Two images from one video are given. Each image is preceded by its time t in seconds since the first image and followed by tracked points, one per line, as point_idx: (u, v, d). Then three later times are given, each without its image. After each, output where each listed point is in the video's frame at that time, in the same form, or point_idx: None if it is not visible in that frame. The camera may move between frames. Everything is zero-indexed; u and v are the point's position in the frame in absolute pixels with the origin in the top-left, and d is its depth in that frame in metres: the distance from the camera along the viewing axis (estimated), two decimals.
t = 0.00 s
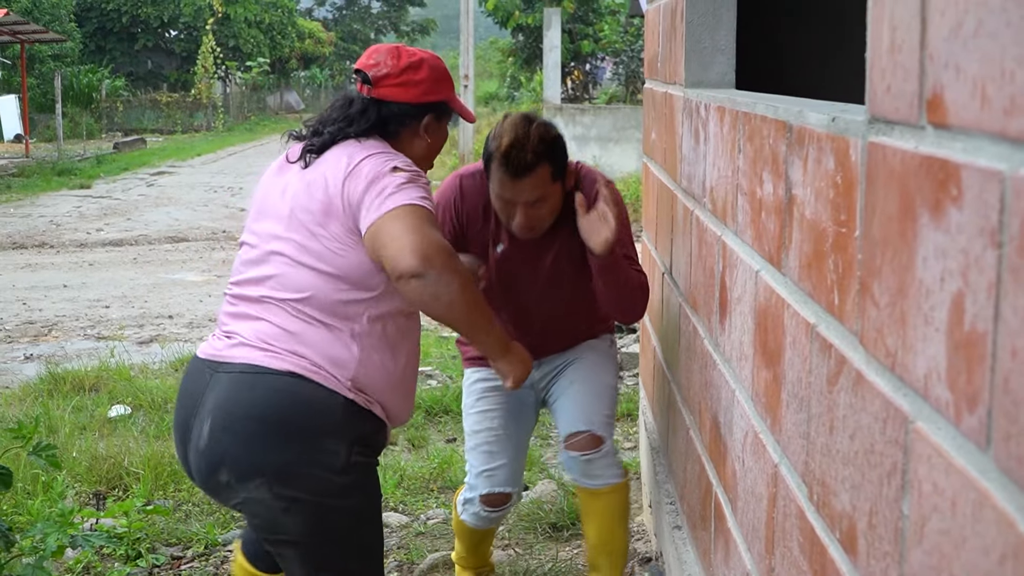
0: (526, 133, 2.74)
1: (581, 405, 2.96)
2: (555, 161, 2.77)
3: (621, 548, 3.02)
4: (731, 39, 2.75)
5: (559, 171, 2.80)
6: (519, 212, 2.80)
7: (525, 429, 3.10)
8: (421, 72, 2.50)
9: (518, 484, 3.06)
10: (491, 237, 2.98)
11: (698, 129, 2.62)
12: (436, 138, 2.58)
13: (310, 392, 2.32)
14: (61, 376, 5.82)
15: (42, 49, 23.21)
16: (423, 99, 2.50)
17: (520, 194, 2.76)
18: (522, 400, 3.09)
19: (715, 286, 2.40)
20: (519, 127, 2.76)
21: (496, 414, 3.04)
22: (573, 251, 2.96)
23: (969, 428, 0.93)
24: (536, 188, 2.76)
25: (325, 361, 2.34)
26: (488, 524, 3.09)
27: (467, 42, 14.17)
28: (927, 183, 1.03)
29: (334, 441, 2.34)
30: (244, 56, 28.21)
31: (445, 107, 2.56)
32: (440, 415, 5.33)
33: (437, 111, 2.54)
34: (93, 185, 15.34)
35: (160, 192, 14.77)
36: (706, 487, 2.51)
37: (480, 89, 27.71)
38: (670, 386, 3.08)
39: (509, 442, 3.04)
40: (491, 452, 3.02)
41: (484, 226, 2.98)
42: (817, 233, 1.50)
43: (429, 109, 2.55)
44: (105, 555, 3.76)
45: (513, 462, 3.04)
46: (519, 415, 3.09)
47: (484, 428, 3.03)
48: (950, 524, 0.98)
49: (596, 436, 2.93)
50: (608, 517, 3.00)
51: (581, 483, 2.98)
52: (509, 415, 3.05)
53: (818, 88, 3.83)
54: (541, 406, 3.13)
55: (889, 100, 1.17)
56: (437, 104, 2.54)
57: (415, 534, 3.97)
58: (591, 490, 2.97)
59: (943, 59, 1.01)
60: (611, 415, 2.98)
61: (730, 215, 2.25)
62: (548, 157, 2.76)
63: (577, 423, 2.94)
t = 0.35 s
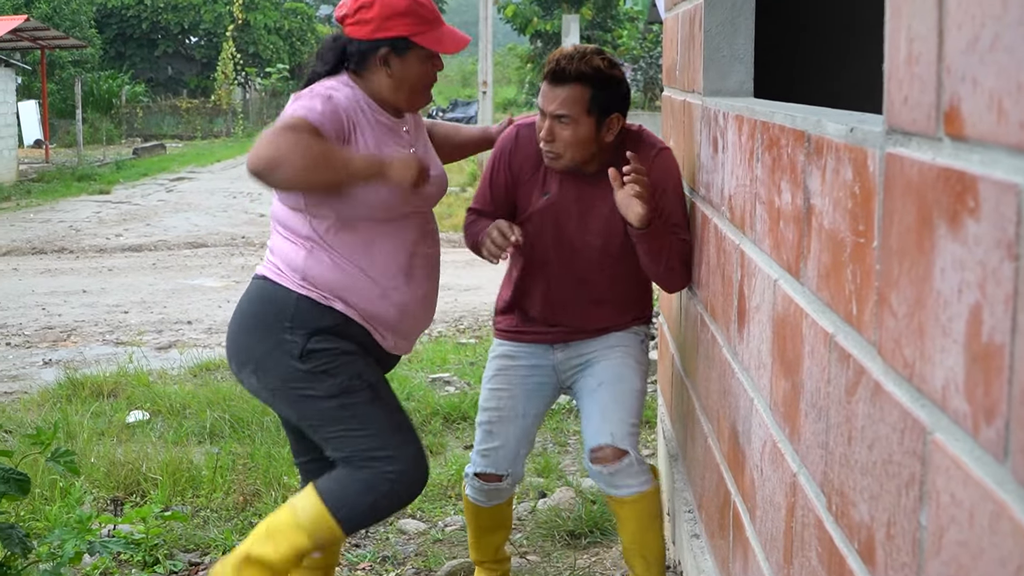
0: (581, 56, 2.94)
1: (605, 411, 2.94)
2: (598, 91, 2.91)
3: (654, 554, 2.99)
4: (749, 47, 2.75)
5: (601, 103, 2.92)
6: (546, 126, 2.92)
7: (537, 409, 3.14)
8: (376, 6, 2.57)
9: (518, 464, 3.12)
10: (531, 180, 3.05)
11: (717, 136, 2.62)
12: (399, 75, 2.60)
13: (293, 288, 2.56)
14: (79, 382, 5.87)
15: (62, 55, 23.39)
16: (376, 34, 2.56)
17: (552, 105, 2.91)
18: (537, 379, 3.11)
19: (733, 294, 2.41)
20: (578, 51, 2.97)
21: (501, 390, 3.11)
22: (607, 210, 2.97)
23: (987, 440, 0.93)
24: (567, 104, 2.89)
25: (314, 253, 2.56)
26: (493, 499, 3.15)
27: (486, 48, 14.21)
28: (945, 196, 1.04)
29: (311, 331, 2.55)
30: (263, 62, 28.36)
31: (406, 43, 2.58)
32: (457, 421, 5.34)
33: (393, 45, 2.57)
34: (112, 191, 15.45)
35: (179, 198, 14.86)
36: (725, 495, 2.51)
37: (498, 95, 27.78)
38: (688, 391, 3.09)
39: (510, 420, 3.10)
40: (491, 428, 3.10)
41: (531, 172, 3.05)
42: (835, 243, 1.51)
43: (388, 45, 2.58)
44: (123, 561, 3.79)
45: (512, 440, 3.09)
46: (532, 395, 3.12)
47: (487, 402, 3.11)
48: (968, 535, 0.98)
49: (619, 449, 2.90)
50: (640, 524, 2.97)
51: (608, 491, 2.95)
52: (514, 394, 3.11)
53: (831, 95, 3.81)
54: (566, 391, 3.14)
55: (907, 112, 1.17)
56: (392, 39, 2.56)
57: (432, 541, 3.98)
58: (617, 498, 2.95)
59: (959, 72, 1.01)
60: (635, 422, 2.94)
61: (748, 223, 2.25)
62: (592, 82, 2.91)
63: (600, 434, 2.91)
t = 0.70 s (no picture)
0: (618, 100, 2.92)
1: (643, 448, 2.92)
2: (619, 139, 2.89)
3: None
4: (760, 70, 2.76)
5: (620, 151, 2.89)
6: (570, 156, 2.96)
7: (572, 441, 3.21)
8: (365, 63, 2.82)
9: (544, 493, 3.14)
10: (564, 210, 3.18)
11: (729, 160, 2.63)
12: (401, 120, 2.82)
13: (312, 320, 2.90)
14: (95, 407, 5.89)
15: (77, 79, 23.59)
16: (371, 88, 2.81)
17: (577, 141, 2.94)
18: (575, 412, 3.19)
19: (746, 317, 2.41)
20: (622, 92, 2.94)
21: (538, 417, 3.21)
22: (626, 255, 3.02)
23: (998, 467, 0.93)
24: (586, 141, 2.91)
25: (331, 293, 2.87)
26: (515, 526, 3.17)
27: (499, 70, 14.28)
28: (954, 221, 1.04)
29: (320, 367, 2.88)
30: (278, 86, 28.57)
31: (398, 89, 2.80)
32: (473, 444, 5.33)
33: (387, 94, 2.81)
34: (128, 215, 15.55)
35: (194, 221, 14.95)
36: (740, 520, 2.50)
37: (512, 117, 27.88)
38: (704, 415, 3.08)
39: (542, 447, 3.17)
40: (522, 451, 3.17)
41: (564, 204, 3.17)
42: (847, 267, 1.51)
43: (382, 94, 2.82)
44: None
45: (540, 466, 3.15)
46: (568, 426, 3.21)
47: (524, 426, 3.21)
48: (981, 562, 0.98)
49: (652, 487, 2.85)
50: (665, 561, 2.93)
51: (639, 530, 2.91)
52: (550, 422, 3.20)
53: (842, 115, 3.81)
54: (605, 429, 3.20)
55: (916, 136, 1.18)
56: (385, 88, 2.80)
57: (447, 566, 3.97)
58: (647, 537, 2.90)
59: (968, 98, 1.02)
60: (671, 462, 2.91)
61: (761, 247, 2.25)
62: (616, 129, 2.89)
63: (635, 470, 2.88)
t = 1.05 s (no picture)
0: (622, 137, 2.89)
1: (643, 471, 2.91)
2: (618, 175, 2.87)
3: None
4: (770, 89, 2.76)
5: (619, 188, 2.87)
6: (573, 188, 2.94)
7: (575, 458, 3.21)
8: (377, 112, 2.88)
9: (544, 507, 3.13)
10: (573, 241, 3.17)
11: (738, 179, 2.63)
12: (410, 169, 2.87)
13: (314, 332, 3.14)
14: (105, 427, 5.90)
15: (89, 99, 23.72)
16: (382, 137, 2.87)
17: (577, 172, 2.93)
18: (576, 428, 3.20)
19: (755, 337, 2.41)
20: (628, 130, 2.92)
21: (540, 431, 3.22)
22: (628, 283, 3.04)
23: (1003, 487, 0.92)
24: (586, 174, 2.90)
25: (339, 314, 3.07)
26: (516, 541, 3.15)
27: (511, 90, 14.32)
28: (959, 242, 1.03)
29: (320, 371, 3.10)
30: (289, 106, 28.70)
31: (407, 141, 2.85)
32: (483, 464, 5.32)
33: (396, 145, 2.86)
34: (140, 235, 15.61)
35: (206, 241, 15.00)
36: (749, 540, 2.49)
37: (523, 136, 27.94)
38: (712, 433, 3.07)
39: (543, 462, 3.17)
40: (523, 466, 3.17)
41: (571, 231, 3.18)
42: (854, 287, 1.50)
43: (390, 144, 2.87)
44: None
45: (541, 480, 3.14)
46: (571, 442, 3.21)
47: (527, 441, 3.23)
48: None
49: (651, 509, 2.84)
50: None
51: (641, 552, 2.90)
52: (553, 437, 3.21)
53: (843, 134, 3.80)
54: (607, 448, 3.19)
55: (921, 156, 1.17)
56: (394, 139, 2.85)
57: None
58: (649, 559, 2.89)
59: (972, 118, 1.01)
60: (672, 483, 2.90)
61: (769, 266, 2.25)
62: (616, 166, 2.87)
63: (634, 493, 2.87)
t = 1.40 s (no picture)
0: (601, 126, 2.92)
1: (641, 468, 2.91)
2: (594, 159, 2.89)
3: None
4: (770, 86, 2.76)
5: (597, 173, 2.89)
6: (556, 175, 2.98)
7: (573, 449, 3.22)
8: (352, 81, 2.93)
9: (542, 498, 3.13)
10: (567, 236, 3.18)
11: (737, 176, 2.62)
12: (379, 141, 2.91)
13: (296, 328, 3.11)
14: (107, 424, 5.91)
15: (92, 96, 23.71)
16: (354, 107, 2.92)
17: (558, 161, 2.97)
18: (575, 421, 3.20)
19: (754, 334, 2.40)
20: (611, 120, 2.94)
21: (539, 424, 3.23)
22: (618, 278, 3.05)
23: (994, 484, 0.92)
24: (565, 162, 2.94)
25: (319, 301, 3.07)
26: (518, 532, 3.17)
27: (515, 87, 14.29)
28: (954, 237, 1.03)
29: (303, 370, 3.09)
30: (293, 103, 28.70)
31: (379, 113, 2.90)
32: (485, 461, 5.32)
33: (368, 116, 2.90)
34: (144, 232, 15.62)
35: (209, 238, 15.00)
36: (747, 538, 2.49)
37: (527, 134, 27.90)
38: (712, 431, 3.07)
39: (540, 454, 3.18)
40: (520, 457, 3.19)
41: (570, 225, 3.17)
42: (850, 284, 1.50)
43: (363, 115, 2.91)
44: None
45: (539, 473, 3.15)
46: (568, 435, 3.21)
47: (525, 433, 3.23)
48: None
49: (648, 507, 2.83)
50: None
51: (638, 549, 2.89)
52: (550, 429, 3.21)
53: (843, 131, 3.80)
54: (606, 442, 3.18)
55: (916, 152, 1.16)
56: (367, 110, 2.90)
57: None
58: (646, 556, 2.89)
59: (966, 114, 1.01)
60: (668, 480, 2.90)
61: (767, 263, 2.25)
62: (592, 150, 2.90)
63: (631, 489, 2.87)
